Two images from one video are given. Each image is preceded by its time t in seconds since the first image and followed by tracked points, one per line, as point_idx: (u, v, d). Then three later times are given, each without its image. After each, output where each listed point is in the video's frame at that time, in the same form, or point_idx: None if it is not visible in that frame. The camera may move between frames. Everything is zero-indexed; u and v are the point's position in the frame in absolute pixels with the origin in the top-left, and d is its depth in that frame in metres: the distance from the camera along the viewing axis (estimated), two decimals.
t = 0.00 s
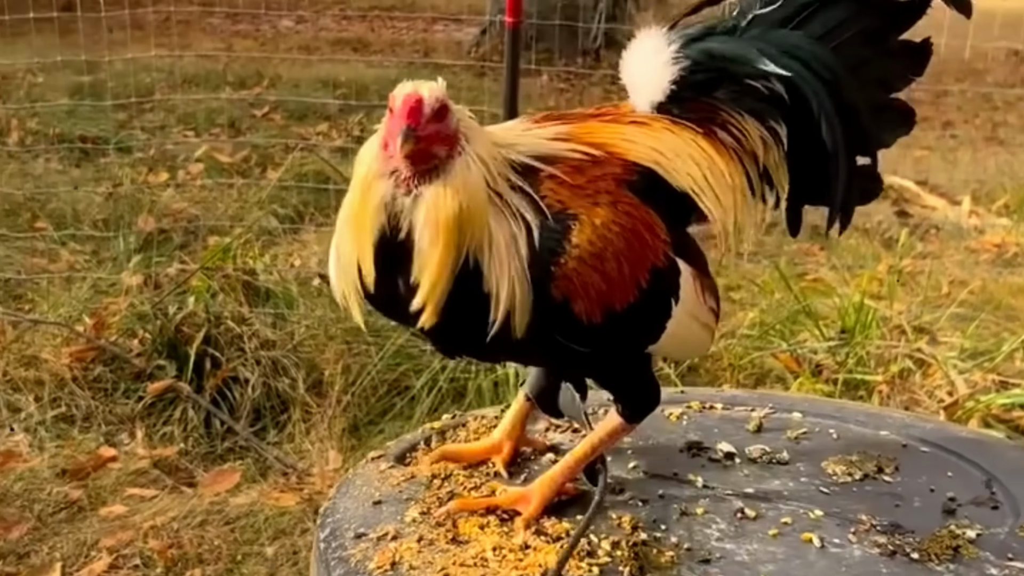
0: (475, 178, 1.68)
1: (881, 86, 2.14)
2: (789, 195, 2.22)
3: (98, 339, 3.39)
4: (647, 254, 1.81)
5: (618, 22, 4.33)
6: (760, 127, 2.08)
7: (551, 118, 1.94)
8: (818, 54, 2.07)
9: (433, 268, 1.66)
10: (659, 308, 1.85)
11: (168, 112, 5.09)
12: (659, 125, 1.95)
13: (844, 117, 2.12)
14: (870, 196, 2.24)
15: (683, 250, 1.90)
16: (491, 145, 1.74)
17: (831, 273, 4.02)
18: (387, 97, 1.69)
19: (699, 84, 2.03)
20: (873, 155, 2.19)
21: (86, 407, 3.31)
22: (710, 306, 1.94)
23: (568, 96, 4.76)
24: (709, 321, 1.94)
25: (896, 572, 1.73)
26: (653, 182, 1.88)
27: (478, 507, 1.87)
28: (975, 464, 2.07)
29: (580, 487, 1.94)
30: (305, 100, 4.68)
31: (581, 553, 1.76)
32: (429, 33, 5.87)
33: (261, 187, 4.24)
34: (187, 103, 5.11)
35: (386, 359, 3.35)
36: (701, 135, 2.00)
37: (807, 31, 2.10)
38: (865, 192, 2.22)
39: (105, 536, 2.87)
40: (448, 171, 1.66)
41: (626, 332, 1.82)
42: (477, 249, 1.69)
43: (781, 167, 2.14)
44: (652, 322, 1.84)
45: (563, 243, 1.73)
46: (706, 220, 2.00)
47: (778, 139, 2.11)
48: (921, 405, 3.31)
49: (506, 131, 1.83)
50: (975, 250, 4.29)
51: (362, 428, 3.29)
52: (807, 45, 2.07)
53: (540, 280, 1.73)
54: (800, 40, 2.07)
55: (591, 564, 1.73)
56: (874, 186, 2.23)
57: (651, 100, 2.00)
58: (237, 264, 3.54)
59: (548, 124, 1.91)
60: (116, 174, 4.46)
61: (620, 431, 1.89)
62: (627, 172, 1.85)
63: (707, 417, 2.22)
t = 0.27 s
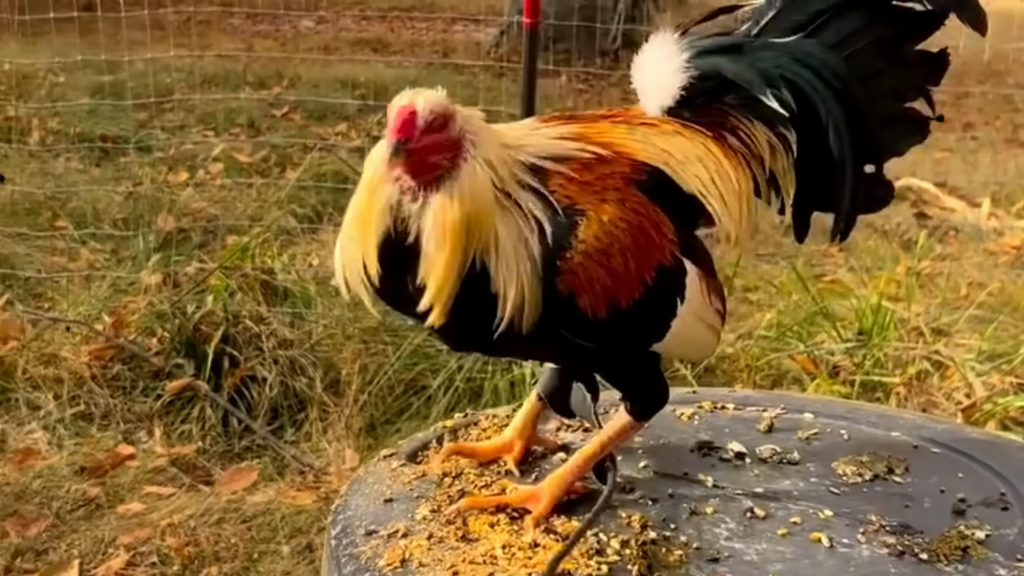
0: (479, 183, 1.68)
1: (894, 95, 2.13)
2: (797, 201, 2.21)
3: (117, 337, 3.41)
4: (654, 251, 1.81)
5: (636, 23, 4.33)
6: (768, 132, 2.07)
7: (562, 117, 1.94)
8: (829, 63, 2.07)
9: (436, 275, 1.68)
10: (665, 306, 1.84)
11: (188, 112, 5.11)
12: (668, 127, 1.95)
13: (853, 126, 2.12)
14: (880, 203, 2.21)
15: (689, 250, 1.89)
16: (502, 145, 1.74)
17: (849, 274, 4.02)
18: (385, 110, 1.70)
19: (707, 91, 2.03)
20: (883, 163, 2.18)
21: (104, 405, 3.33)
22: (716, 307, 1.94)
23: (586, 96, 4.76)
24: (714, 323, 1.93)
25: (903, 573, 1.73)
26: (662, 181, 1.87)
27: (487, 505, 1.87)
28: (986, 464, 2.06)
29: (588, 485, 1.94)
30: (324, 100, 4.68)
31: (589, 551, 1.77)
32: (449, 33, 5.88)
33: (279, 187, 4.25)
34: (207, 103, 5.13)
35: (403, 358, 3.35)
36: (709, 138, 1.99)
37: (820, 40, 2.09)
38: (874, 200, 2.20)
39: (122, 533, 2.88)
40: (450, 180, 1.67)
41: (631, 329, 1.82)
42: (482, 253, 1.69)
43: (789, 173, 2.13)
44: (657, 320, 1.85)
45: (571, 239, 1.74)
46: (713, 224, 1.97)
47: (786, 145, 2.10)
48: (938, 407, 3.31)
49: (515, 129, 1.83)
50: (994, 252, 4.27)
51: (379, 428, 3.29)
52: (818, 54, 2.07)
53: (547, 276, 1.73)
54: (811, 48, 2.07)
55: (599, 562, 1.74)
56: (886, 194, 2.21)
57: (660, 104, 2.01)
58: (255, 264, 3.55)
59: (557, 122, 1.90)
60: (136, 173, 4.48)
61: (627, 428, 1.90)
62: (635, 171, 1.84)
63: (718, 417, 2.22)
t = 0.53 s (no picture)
0: (438, 169, 1.68)
1: (908, 102, 2.15)
2: (809, 204, 2.19)
3: (145, 335, 3.44)
4: (670, 246, 1.81)
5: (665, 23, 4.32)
6: (783, 133, 2.05)
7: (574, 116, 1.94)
8: (845, 67, 2.09)
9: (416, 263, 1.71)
10: (679, 302, 1.85)
11: (219, 111, 5.14)
12: (682, 126, 1.94)
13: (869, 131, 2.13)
14: (892, 210, 2.21)
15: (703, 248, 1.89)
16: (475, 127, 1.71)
17: (877, 276, 4.00)
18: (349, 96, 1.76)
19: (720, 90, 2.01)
20: (896, 170, 2.19)
21: (132, 401, 3.36)
22: (730, 305, 1.94)
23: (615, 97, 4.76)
24: (727, 322, 1.93)
25: (914, 573, 1.73)
26: (675, 180, 1.86)
27: (501, 501, 1.88)
28: (1001, 466, 2.06)
29: (601, 482, 1.94)
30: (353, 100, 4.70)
31: (601, 548, 1.78)
32: (479, 34, 5.90)
33: (308, 186, 4.27)
34: (237, 103, 5.16)
35: (428, 357, 3.36)
36: (724, 137, 1.98)
37: (837, 44, 2.10)
38: (885, 206, 2.20)
39: (148, 529, 2.90)
40: (402, 168, 1.69)
41: (646, 323, 1.83)
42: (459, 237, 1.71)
43: (802, 176, 2.11)
44: (671, 316, 1.85)
45: (584, 232, 1.75)
46: (726, 224, 1.96)
47: (801, 146, 2.08)
48: (964, 410, 3.30)
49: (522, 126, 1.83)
50: None
51: (403, 426, 3.31)
52: (835, 57, 2.08)
53: (562, 269, 1.74)
54: (828, 52, 2.08)
55: (610, 560, 1.75)
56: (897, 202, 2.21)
57: (674, 103, 2.00)
58: (282, 262, 3.57)
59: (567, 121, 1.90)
60: (166, 172, 4.50)
61: (641, 425, 1.89)
62: (649, 169, 1.84)
63: (733, 416, 2.22)
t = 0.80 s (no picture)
0: (447, 168, 1.67)
1: (921, 99, 2.13)
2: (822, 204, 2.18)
3: (164, 333, 3.45)
4: (676, 246, 1.81)
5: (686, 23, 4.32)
6: (798, 134, 2.06)
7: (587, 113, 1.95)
8: (857, 64, 2.07)
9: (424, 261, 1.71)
10: (685, 303, 1.84)
11: (240, 111, 5.15)
12: (696, 125, 1.94)
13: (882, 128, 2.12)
14: (906, 206, 2.21)
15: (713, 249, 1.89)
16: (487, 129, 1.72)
17: (898, 278, 3.99)
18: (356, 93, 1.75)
19: (734, 89, 2.01)
20: (910, 166, 2.18)
21: (151, 399, 3.37)
22: (741, 308, 1.93)
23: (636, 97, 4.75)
24: (737, 324, 1.92)
25: (926, 573, 1.72)
26: (687, 180, 1.87)
27: (512, 499, 1.88)
28: (1015, 467, 2.05)
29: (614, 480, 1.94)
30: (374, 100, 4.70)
31: (611, 546, 1.77)
32: (500, 35, 5.91)
33: (327, 186, 4.28)
34: (258, 103, 5.17)
35: (446, 357, 3.36)
36: (738, 137, 1.99)
37: (849, 42, 2.09)
38: (898, 202, 2.20)
39: (166, 526, 2.91)
40: (413, 165, 1.68)
41: (652, 323, 1.82)
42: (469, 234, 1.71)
43: (818, 175, 2.11)
44: (677, 316, 1.84)
45: (588, 231, 1.74)
46: (739, 225, 1.96)
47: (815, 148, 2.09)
48: (984, 413, 3.28)
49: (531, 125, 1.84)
50: None
51: (422, 426, 3.31)
52: (846, 55, 2.06)
53: (565, 266, 1.74)
54: (840, 50, 2.06)
55: (621, 557, 1.75)
56: (912, 198, 2.21)
57: (688, 102, 2.00)
58: (302, 261, 3.58)
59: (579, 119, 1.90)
60: (187, 171, 4.52)
61: (650, 424, 1.88)
62: (660, 169, 1.85)
63: (747, 416, 2.21)
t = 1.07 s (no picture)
0: (459, 167, 1.68)
1: (949, 100, 2.13)
2: (847, 196, 2.15)
3: (193, 332, 3.46)
4: (696, 213, 1.79)
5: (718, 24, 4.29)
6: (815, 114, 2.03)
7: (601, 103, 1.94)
8: (884, 61, 2.07)
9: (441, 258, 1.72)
10: (718, 262, 1.83)
11: (272, 111, 5.16)
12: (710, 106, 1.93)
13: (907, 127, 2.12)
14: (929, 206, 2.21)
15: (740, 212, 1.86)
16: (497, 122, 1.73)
17: (929, 281, 3.96)
18: (369, 94, 1.76)
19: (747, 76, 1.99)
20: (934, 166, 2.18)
21: (179, 398, 3.38)
22: (780, 264, 1.90)
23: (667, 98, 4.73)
24: (778, 280, 1.89)
25: None
26: (703, 155, 1.84)
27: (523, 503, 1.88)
28: None
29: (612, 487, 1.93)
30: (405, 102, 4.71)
31: (623, 550, 1.77)
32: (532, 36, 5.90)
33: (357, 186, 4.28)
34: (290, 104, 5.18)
35: (473, 358, 3.36)
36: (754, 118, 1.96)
37: (877, 39, 2.09)
38: (920, 201, 2.20)
39: (192, 525, 2.93)
40: (426, 166, 1.69)
41: (682, 282, 1.81)
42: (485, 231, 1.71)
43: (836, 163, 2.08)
44: (709, 277, 1.83)
45: (602, 199, 1.74)
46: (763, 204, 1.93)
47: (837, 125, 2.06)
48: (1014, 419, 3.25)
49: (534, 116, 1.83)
50: None
51: (448, 426, 3.30)
52: (873, 52, 2.07)
53: (582, 234, 1.73)
54: (867, 46, 2.07)
55: (632, 561, 1.74)
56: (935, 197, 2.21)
57: (702, 88, 1.99)
58: (330, 261, 3.58)
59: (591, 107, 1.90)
60: (218, 171, 4.53)
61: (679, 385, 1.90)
62: (672, 142, 1.83)
63: (766, 420, 2.20)
